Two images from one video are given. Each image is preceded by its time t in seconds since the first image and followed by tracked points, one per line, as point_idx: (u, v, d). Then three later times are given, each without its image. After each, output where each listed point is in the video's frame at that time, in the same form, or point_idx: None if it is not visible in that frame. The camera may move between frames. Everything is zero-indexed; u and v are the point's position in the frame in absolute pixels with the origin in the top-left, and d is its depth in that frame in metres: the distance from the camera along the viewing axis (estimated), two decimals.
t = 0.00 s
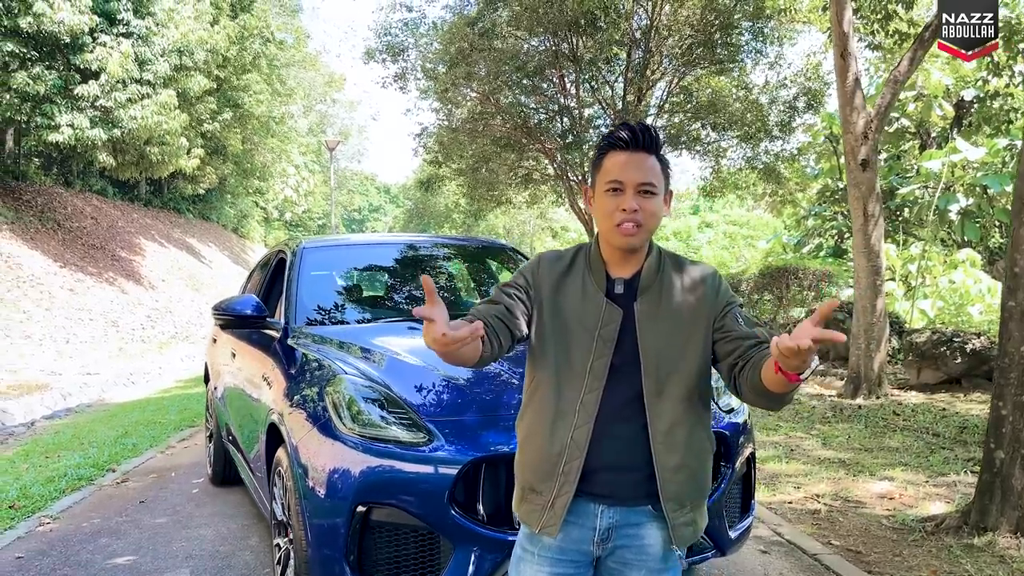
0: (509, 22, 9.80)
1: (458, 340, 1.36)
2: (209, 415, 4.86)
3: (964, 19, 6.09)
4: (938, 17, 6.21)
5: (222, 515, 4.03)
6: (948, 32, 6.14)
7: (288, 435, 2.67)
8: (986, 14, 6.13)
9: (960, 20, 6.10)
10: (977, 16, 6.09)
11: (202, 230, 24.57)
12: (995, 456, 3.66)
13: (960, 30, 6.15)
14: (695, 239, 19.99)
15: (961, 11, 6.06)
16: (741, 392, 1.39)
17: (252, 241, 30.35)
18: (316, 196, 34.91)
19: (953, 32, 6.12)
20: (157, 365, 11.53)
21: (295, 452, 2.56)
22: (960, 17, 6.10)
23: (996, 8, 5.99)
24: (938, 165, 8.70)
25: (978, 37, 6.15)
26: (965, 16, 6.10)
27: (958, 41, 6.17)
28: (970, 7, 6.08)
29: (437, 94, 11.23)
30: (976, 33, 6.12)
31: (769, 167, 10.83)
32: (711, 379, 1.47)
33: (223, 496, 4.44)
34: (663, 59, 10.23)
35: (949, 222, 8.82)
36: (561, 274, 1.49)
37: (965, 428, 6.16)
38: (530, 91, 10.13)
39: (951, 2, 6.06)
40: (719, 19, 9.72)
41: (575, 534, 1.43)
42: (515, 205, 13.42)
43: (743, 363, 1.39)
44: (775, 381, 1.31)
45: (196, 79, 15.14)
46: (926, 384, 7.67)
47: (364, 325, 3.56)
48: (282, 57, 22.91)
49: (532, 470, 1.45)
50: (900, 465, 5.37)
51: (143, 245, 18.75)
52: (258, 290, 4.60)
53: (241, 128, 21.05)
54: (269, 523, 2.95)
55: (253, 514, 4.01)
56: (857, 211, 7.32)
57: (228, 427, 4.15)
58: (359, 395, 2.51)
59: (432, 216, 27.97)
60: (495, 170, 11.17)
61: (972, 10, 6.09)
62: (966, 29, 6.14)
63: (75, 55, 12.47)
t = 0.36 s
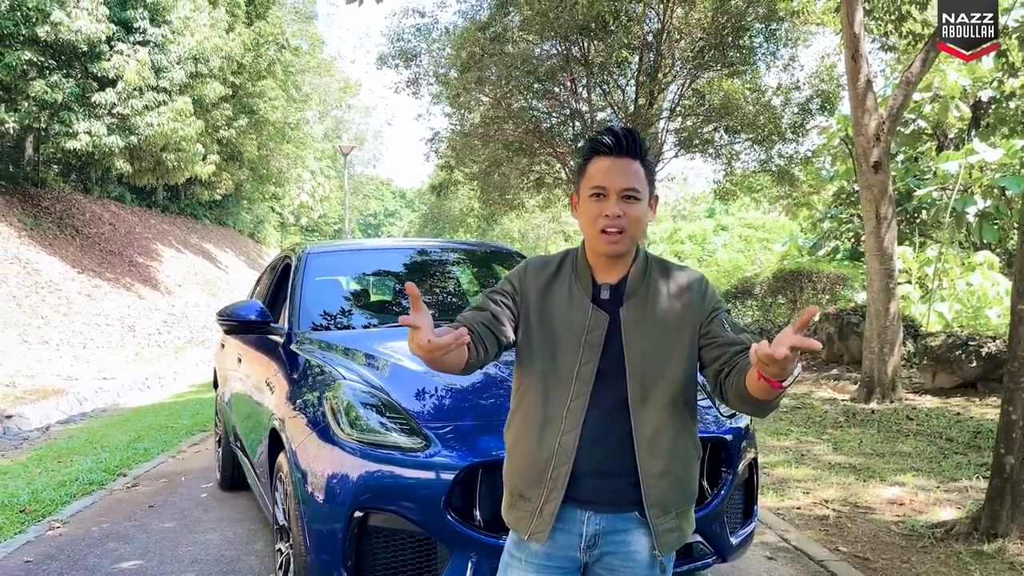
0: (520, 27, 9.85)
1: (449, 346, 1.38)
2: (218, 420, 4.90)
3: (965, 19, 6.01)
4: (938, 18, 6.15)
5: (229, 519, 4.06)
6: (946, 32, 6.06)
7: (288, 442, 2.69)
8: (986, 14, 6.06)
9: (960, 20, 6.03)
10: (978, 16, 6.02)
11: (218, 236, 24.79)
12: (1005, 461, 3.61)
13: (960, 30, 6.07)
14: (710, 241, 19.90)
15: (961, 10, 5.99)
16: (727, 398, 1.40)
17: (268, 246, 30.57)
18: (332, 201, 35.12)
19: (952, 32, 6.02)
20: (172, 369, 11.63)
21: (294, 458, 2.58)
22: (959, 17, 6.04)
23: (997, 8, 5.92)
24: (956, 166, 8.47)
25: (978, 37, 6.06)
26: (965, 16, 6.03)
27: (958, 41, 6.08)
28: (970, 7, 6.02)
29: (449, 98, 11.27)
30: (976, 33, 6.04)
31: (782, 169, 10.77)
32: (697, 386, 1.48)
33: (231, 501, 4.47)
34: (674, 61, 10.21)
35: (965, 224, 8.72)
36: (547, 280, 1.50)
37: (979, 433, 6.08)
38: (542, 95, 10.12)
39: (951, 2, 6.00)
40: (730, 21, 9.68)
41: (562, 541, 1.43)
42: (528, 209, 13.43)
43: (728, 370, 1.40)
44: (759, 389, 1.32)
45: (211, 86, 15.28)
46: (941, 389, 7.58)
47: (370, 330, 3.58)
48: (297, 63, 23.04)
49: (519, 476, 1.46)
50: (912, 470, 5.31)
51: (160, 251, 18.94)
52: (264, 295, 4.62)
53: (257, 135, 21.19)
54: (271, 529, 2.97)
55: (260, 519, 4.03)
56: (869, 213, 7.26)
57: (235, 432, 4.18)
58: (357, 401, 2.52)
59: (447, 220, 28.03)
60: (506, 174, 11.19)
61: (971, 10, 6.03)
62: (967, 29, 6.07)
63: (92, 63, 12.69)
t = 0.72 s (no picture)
0: (532, 32, 9.90)
1: (434, 347, 1.39)
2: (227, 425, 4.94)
3: (965, 19, 5.99)
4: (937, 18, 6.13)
5: (237, 523, 4.09)
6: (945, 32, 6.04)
7: (291, 446, 2.71)
8: (986, 15, 6.03)
9: (960, 20, 6.00)
10: (977, 16, 5.99)
11: (234, 241, 24.99)
12: (1015, 467, 3.57)
13: (960, 31, 6.03)
14: (725, 245, 19.81)
15: (960, 10, 5.98)
16: (715, 402, 1.41)
17: (283, 251, 30.77)
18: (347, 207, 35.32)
19: (952, 31, 5.97)
20: (187, 374, 11.73)
21: (295, 463, 2.60)
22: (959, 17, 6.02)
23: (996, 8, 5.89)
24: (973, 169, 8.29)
25: (979, 37, 6.01)
26: (965, 16, 6.02)
27: (958, 42, 6.05)
28: (969, 8, 6.01)
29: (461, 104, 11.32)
30: (976, 33, 5.99)
31: (795, 173, 10.72)
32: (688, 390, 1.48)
33: (240, 505, 4.50)
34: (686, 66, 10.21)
35: (981, 227, 8.63)
36: (538, 284, 1.52)
37: (993, 438, 6.01)
38: (554, 99, 10.12)
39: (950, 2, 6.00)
40: (741, 24, 9.65)
41: (550, 545, 1.45)
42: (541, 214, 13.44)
43: (715, 373, 1.40)
44: (745, 391, 1.32)
45: (227, 93, 15.42)
46: (955, 394, 7.49)
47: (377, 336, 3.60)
48: (312, 69, 23.19)
49: (508, 479, 1.48)
50: (923, 475, 5.26)
51: (176, 257, 19.12)
52: (271, 299, 4.66)
53: (272, 141, 21.34)
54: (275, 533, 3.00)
55: (267, 523, 4.06)
56: (882, 216, 7.20)
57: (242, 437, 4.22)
58: (357, 406, 2.55)
59: (461, 225, 28.06)
60: (518, 178, 11.22)
61: (971, 10, 6.02)
62: (967, 29, 6.04)
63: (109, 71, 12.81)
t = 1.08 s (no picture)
0: (545, 37, 9.92)
1: (430, 338, 1.44)
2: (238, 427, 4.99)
3: (965, 19, 5.95)
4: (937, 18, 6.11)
5: (246, 526, 4.13)
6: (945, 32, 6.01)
7: (295, 449, 2.73)
8: (987, 15, 5.95)
9: (960, 20, 5.97)
10: (978, 16, 5.94)
11: (250, 246, 25.18)
12: None
13: (961, 30, 5.99)
14: (741, 250, 19.70)
15: (960, 10, 5.94)
16: (707, 401, 1.45)
17: (299, 255, 30.96)
18: (362, 211, 35.49)
19: (952, 32, 5.96)
20: (202, 378, 11.82)
21: (299, 465, 2.63)
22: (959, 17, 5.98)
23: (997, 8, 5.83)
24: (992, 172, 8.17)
25: (978, 37, 5.95)
26: (965, 16, 5.97)
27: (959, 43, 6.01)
28: (969, 8, 5.97)
29: (474, 108, 11.35)
30: (976, 33, 5.94)
31: (809, 177, 10.65)
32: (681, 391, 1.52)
33: (249, 508, 4.54)
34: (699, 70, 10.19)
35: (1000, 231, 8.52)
36: (531, 287, 1.58)
37: (1008, 444, 5.94)
38: (567, 104, 10.09)
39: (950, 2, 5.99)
40: (755, 27, 9.59)
41: (543, 549, 1.50)
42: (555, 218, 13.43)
43: (707, 373, 1.44)
44: (735, 388, 1.36)
45: (242, 98, 15.54)
46: (971, 399, 7.40)
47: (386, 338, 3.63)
48: (327, 74, 23.32)
49: (501, 482, 1.53)
50: (936, 482, 5.19)
51: (193, 261, 19.29)
52: (280, 303, 4.70)
53: (288, 146, 21.47)
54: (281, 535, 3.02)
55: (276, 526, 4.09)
56: (896, 221, 7.13)
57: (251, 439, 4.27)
58: (360, 409, 2.57)
59: (477, 229, 28.08)
60: (531, 183, 11.23)
61: (971, 11, 5.97)
62: (967, 29, 5.99)
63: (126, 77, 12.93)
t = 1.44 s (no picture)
0: (556, 41, 9.96)
1: (418, 333, 1.44)
2: (246, 429, 5.03)
3: (965, 20, 6.04)
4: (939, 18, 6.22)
5: (253, 527, 4.16)
6: (944, 33, 6.14)
7: (299, 451, 2.76)
8: (986, 15, 6.05)
9: (960, 20, 6.06)
10: (978, 16, 6.00)
11: (263, 248, 25.34)
12: None
13: (961, 30, 6.11)
14: (753, 253, 19.62)
15: (960, 10, 6.03)
16: (705, 405, 1.45)
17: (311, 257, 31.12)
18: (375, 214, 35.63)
19: (951, 32, 6.11)
20: (214, 380, 11.90)
21: (302, 468, 2.65)
22: (960, 17, 6.04)
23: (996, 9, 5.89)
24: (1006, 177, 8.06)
25: (978, 37, 6.06)
26: (965, 16, 6.05)
27: (959, 43, 6.16)
28: (970, 8, 6.03)
29: (485, 111, 11.39)
30: (976, 33, 6.02)
31: (821, 180, 10.61)
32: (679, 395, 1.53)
33: (256, 509, 4.57)
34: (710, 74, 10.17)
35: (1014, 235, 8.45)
36: (528, 292, 1.60)
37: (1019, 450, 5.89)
38: (578, 107, 10.10)
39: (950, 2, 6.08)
40: (765, 30, 9.57)
41: (538, 552, 1.52)
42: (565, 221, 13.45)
43: (705, 376, 1.44)
44: (735, 391, 1.36)
45: (255, 101, 15.66)
46: (983, 405, 7.34)
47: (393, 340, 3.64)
48: (339, 77, 23.43)
49: (498, 486, 1.55)
50: (945, 488, 5.16)
51: (206, 263, 19.43)
52: (288, 306, 4.73)
53: (301, 149, 21.59)
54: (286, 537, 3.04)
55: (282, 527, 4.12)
56: (907, 225, 7.09)
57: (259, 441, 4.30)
58: (364, 412, 2.58)
59: (488, 232, 28.09)
60: (542, 186, 11.24)
61: (972, 11, 6.07)
62: (968, 29, 6.08)
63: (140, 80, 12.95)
